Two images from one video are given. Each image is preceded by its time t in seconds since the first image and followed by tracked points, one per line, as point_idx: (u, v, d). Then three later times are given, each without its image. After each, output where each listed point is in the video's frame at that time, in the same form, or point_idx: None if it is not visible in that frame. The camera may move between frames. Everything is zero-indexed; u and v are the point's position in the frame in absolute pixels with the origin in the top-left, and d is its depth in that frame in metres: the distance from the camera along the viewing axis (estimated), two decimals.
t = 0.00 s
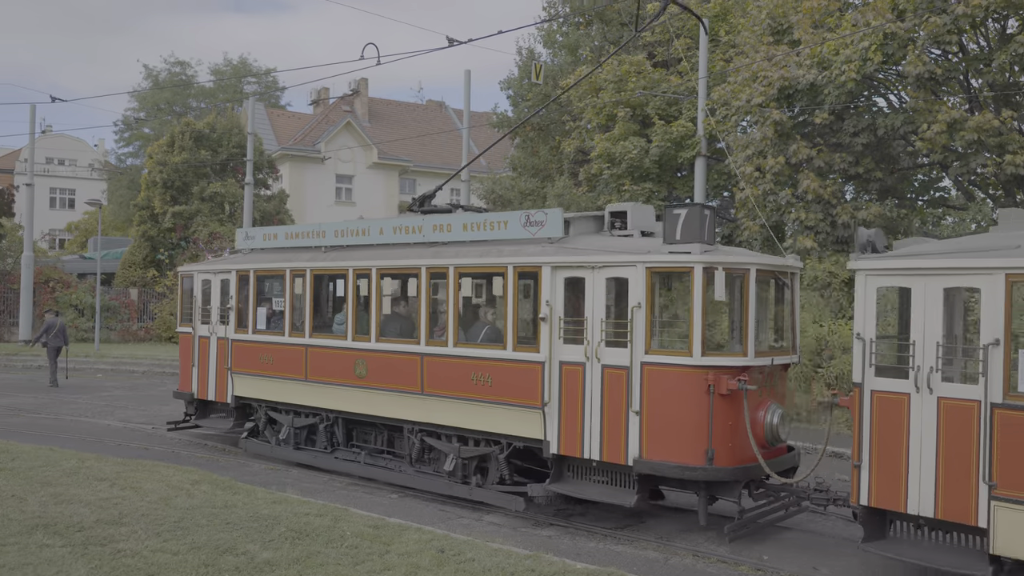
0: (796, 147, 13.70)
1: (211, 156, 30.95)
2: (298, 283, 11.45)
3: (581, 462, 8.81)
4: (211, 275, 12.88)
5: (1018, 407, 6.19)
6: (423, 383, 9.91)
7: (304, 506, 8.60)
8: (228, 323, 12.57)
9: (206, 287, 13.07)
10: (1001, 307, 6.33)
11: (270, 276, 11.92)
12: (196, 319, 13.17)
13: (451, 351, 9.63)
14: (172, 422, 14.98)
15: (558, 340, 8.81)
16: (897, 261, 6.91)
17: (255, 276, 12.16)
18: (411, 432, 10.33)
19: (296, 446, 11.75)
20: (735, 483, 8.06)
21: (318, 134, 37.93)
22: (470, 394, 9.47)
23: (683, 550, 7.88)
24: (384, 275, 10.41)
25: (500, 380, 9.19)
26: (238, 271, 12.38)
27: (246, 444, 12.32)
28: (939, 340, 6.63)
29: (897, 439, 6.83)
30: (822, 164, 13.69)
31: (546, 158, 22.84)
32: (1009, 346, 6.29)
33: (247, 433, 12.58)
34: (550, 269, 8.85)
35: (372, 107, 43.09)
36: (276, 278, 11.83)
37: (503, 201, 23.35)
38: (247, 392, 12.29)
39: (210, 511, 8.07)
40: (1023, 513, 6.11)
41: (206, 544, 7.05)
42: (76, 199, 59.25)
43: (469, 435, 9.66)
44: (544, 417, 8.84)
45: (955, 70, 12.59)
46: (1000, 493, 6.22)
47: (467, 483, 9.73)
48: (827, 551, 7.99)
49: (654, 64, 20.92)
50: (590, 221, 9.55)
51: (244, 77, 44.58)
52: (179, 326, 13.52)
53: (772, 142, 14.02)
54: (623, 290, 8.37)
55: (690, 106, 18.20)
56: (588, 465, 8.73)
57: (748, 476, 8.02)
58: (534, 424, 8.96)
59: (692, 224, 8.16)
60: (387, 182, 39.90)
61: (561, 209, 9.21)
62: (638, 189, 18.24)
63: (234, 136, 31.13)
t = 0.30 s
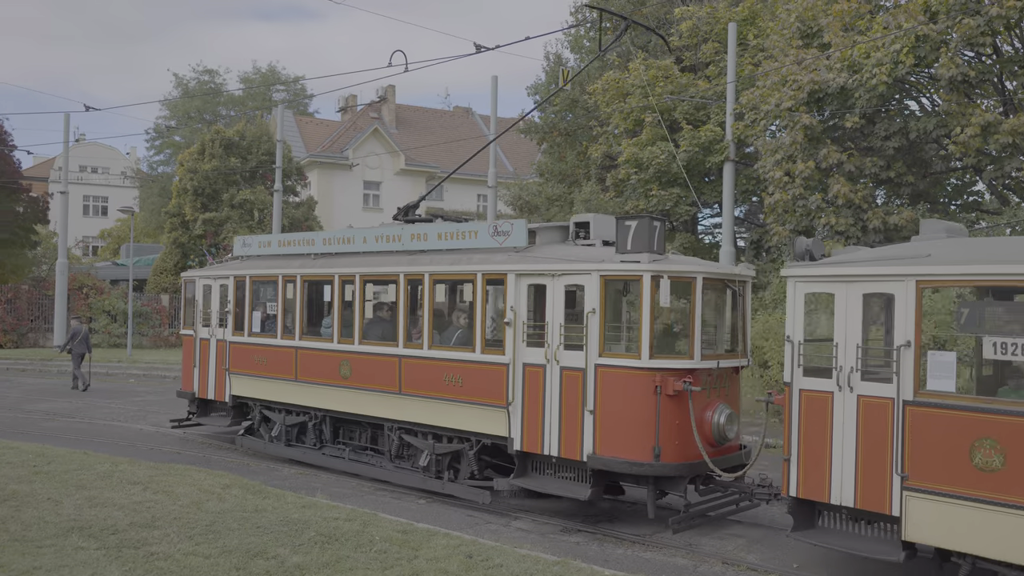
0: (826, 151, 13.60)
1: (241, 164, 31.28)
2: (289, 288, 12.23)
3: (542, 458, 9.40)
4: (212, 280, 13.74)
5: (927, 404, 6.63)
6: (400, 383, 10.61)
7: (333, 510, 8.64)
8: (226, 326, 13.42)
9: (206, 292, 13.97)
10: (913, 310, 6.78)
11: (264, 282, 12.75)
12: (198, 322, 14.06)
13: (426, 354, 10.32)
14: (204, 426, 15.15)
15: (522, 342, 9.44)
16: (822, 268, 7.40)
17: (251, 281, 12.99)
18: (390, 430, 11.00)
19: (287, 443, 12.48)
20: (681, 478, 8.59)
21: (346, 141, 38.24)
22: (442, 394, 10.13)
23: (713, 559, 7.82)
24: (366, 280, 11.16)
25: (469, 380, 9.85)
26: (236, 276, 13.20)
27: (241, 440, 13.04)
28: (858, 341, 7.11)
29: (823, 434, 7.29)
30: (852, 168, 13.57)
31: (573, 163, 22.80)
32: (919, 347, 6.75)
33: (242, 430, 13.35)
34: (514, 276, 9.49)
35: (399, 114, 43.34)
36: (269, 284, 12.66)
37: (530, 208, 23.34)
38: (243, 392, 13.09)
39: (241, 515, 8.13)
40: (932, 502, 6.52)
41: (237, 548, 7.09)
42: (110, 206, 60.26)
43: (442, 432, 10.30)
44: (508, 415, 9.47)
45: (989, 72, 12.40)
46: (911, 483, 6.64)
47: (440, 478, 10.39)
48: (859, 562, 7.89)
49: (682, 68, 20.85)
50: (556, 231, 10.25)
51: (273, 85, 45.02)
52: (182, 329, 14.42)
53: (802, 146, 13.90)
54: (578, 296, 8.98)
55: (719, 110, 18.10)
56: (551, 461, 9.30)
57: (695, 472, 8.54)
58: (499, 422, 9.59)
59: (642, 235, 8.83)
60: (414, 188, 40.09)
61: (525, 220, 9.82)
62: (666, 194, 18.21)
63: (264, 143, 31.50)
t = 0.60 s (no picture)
0: (859, 153, 13.45)
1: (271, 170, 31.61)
2: (284, 292, 13.06)
3: (511, 453, 10.12)
4: (216, 285, 14.61)
5: (851, 401, 7.29)
6: (384, 381, 11.39)
7: (363, 513, 8.69)
8: (229, 328, 14.29)
9: (211, 296, 14.83)
10: (838, 313, 7.45)
11: (263, 286, 13.57)
12: (204, 325, 14.95)
13: (407, 354, 11.07)
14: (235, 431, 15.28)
15: (491, 343, 10.14)
16: (761, 274, 8.09)
17: (251, 285, 13.83)
18: (376, 427, 11.75)
19: (283, 438, 13.26)
20: (635, 472, 9.21)
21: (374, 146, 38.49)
22: (422, 392, 10.89)
23: (742, 566, 7.78)
24: (354, 285, 11.94)
25: (445, 379, 10.60)
26: (237, 281, 14.06)
27: (244, 436, 13.88)
28: (791, 342, 7.81)
29: (761, 429, 7.99)
30: (885, 170, 13.41)
31: (601, 167, 22.68)
32: (844, 347, 7.41)
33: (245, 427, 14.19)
34: (486, 282, 10.19)
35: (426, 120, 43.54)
36: (267, 288, 13.48)
37: (557, 212, 23.25)
38: (244, 390, 13.95)
39: (272, 518, 8.20)
40: (857, 491, 7.16)
41: (269, 550, 7.16)
42: (142, 212, 60.98)
43: (422, 428, 11.02)
44: (479, 412, 10.17)
45: None
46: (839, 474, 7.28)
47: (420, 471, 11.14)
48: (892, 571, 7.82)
49: (711, 70, 20.75)
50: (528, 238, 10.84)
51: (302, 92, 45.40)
52: (190, 332, 15.34)
53: (833, 148, 13.74)
54: (542, 300, 9.65)
55: (747, 112, 17.96)
56: (519, 456, 10.01)
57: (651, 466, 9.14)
58: (471, 419, 10.31)
59: (598, 244, 9.47)
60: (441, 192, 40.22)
61: (494, 231, 10.57)
62: (694, 198, 18.10)
63: (293, 149, 31.83)
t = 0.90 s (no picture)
0: (898, 153, 13.26)
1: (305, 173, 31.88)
2: (288, 295, 13.83)
3: (492, 446, 10.83)
4: (226, 288, 15.39)
5: (792, 395, 7.78)
6: (377, 378, 12.14)
7: (397, 514, 8.71)
8: (239, 329, 15.11)
9: (222, 298, 15.64)
10: (779, 314, 7.95)
11: (269, 289, 14.34)
12: (216, 325, 15.80)
13: (398, 353, 11.79)
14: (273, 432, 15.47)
15: (473, 342, 10.81)
16: (712, 278, 8.53)
17: (258, 288, 14.60)
18: (371, 421, 12.52)
19: (289, 433, 14.09)
20: (602, 462, 9.85)
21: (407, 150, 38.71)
22: (411, 388, 11.61)
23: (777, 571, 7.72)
24: (350, 288, 12.67)
25: (431, 376, 11.31)
26: (244, 284, 14.81)
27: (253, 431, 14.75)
28: (739, 342, 8.28)
29: (710, 423, 8.49)
30: (925, 169, 13.22)
31: (634, 168, 22.55)
32: (784, 347, 7.90)
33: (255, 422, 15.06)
34: (467, 284, 10.84)
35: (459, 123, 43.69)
36: (272, 291, 14.26)
37: (590, 213, 23.14)
38: (252, 387, 14.80)
39: (308, 518, 8.26)
40: (796, 480, 7.68)
41: (305, 550, 7.21)
42: (180, 216, 61.92)
43: (412, 422, 11.75)
44: (462, 408, 10.90)
45: None
46: (780, 464, 7.80)
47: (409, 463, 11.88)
48: None
49: (745, 70, 20.61)
50: (508, 244, 11.55)
51: (336, 96, 45.79)
52: (203, 331, 16.21)
53: (871, 148, 13.54)
54: (517, 301, 10.29)
55: (783, 112, 17.77)
56: (501, 448, 10.70)
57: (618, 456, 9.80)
58: (454, 413, 11.02)
59: (568, 249, 10.09)
60: (473, 195, 40.30)
61: (474, 235, 11.15)
62: (728, 199, 17.99)
63: (327, 153, 32.09)
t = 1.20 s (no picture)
0: (940, 150, 13.04)
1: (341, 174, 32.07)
2: (296, 295, 14.66)
3: (480, 435, 11.52)
4: (242, 288, 16.30)
5: (743, 387, 8.25)
6: (376, 373, 12.91)
7: (433, 513, 8.75)
8: (252, 327, 16.00)
9: (237, 298, 16.56)
10: (732, 312, 8.38)
11: (279, 289, 15.19)
12: (233, 324, 16.73)
13: (394, 349, 12.52)
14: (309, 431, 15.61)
15: (462, 339, 11.51)
16: (672, 277, 9.00)
17: (270, 289, 15.48)
18: (371, 413, 13.27)
19: (299, 426, 14.90)
20: (579, 450, 10.47)
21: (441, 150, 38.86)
22: (406, 381, 12.32)
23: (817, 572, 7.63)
24: (352, 288, 13.45)
25: (425, 371, 12.01)
26: (257, 284, 15.67)
27: (267, 424, 15.63)
28: (698, 338, 8.74)
29: (672, 414, 8.97)
30: (968, 166, 13.04)
31: (669, 167, 22.41)
32: (737, 343, 8.33)
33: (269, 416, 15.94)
34: (456, 284, 11.53)
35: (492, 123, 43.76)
36: (281, 291, 15.11)
37: (624, 213, 23.02)
38: (266, 382, 15.69)
39: (345, 516, 8.34)
40: (749, 468, 8.11)
41: (343, 547, 7.27)
42: (219, 218, 62.75)
43: (408, 414, 12.46)
44: (452, 400, 11.60)
45: None
46: (734, 453, 8.25)
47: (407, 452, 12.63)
48: None
49: (782, 67, 20.38)
50: (497, 245, 12.11)
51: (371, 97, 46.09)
52: (222, 330, 17.17)
53: (912, 144, 13.29)
54: (500, 300, 10.98)
55: (821, 109, 17.54)
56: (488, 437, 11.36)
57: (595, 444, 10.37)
58: (445, 405, 11.72)
59: (547, 250, 10.88)
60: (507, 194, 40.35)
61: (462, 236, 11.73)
62: (765, 197, 17.80)
63: (362, 154, 32.29)
